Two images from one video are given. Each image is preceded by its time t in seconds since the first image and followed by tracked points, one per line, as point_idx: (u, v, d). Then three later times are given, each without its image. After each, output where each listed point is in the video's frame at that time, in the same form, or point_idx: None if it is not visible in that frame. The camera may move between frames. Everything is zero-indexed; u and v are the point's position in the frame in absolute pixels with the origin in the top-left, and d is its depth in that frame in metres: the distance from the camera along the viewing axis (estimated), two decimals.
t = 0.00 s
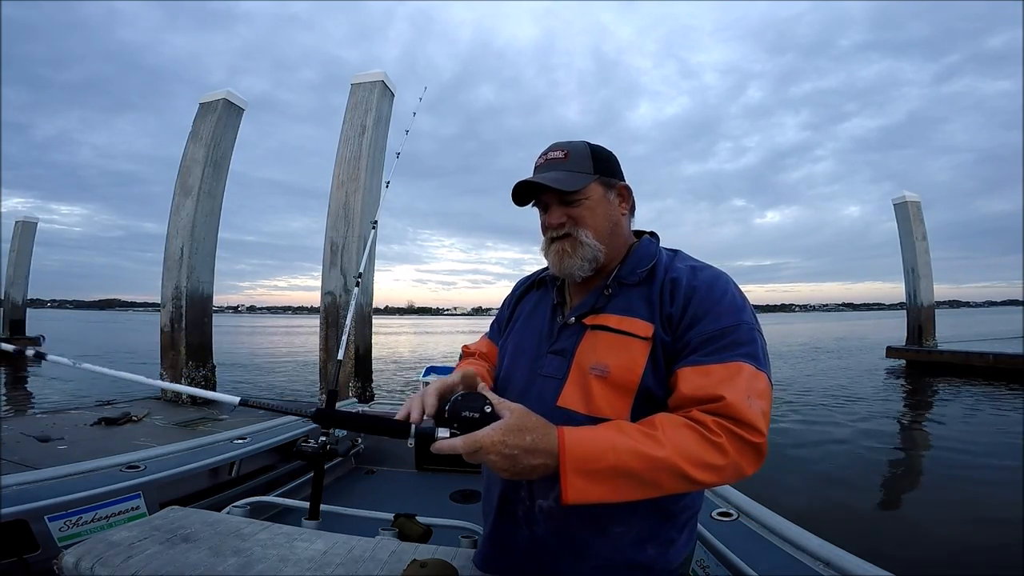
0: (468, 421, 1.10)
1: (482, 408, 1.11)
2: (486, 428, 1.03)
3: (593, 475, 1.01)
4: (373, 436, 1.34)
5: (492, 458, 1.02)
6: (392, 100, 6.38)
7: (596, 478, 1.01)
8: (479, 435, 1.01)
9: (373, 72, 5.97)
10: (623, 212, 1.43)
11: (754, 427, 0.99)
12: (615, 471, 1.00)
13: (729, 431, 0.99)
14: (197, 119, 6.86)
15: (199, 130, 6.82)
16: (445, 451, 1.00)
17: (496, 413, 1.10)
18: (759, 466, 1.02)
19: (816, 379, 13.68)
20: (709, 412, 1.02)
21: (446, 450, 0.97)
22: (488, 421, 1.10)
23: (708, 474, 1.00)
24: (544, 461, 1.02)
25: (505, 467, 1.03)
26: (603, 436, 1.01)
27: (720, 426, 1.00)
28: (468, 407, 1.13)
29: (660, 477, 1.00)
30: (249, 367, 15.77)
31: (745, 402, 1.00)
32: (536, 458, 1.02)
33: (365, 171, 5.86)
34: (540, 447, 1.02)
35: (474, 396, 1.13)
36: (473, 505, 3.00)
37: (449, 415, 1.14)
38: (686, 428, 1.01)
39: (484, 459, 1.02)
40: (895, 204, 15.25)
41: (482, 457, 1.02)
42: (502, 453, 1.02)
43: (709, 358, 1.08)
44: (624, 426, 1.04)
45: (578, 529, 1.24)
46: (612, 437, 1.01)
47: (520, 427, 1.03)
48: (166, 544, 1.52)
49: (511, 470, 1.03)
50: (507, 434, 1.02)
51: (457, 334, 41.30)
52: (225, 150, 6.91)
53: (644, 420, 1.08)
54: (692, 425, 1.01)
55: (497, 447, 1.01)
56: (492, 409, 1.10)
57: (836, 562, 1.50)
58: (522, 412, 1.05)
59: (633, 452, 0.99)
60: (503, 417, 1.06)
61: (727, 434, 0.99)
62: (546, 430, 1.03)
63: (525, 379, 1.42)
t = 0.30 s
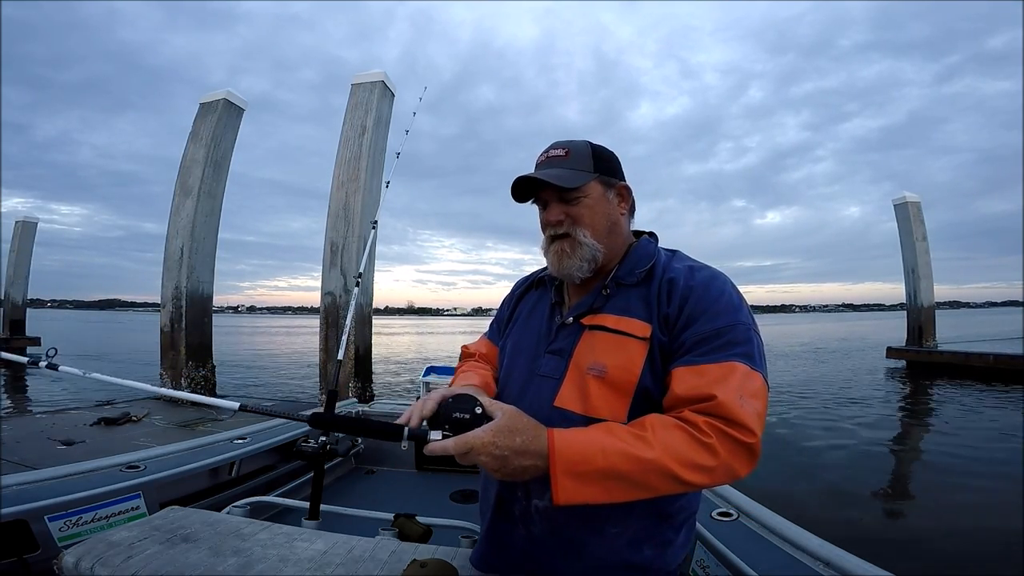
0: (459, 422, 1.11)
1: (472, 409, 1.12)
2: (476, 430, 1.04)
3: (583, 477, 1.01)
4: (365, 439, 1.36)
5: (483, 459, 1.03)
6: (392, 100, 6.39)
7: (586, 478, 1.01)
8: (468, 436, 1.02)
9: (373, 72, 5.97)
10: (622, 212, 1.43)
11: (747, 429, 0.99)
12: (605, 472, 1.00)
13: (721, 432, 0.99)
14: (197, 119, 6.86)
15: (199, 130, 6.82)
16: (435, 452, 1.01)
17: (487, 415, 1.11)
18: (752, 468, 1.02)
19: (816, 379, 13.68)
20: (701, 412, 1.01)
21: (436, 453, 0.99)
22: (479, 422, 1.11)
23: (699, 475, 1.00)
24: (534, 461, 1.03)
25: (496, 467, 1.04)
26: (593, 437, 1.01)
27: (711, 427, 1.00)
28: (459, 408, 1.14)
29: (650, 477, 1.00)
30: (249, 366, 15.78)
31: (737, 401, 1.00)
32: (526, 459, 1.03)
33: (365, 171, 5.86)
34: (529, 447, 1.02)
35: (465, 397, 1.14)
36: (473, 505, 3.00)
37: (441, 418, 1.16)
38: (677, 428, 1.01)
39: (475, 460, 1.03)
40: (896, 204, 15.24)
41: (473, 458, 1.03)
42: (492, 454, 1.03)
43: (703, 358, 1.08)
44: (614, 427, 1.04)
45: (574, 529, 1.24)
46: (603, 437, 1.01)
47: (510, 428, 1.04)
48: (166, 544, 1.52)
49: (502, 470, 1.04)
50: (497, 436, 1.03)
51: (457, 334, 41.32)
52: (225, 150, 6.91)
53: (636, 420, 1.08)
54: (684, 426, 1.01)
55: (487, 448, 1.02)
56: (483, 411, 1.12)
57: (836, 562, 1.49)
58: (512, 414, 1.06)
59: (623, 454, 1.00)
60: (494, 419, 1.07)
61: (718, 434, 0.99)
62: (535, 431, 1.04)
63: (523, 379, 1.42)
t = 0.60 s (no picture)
0: (469, 401, 1.11)
1: (484, 389, 1.12)
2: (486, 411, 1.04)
3: (589, 469, 1.01)
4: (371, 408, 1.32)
5: (489, 440, 1.02)
6: (392, 100, 6.39)
7: (590, 471, 1.01)
8: (478, 415, 1.02)
9: (373, 72, 5.97)
10: (617, 208, 1.42)
11: (752, 431, 0.99)
12: (611, 466, 1.00)
13: (729, 433, 0.99)
14: (197, 119, 6.86)
15: (199, 130, 6.82)
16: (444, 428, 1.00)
17: (498, 397, 1.11)
18: (758, 471, 1.02)
19: (816, 379, 13.69)
20: (706, 413, 1.02)
21: (444, 428, 0.98)
22: (490, 404, 1.10)
23: (706, 475, 1.00)
24: (540, 449, 1.02)
25: (501, 451, 1.03)
26: (600, 430, 1.01)
27: (719, 427, 0.99)
28: (470, 386, 1.13)
29: (656, 473, 1.00)
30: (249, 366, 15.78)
31: (741, 404, 1.00)
32: (533, 445, 1.02)
33: (365, 172, 5.86)
34: (537, 433, 1.02)
35: (477, 377, 1.14)
36: (473, 506, 3.00)
37: (451, 398, 1.15)
38: (685, 426, 1.01)
39: (480, 442, 1.02)
40: (895, 204, 15.24)
41: (478, 439, 1.03)
42: (499, 436, 1.02)
43: (705, 362, 1.08)
44: (623, 421, 1.04)
45: (570, 529, 1.24)
46: (610, 431, 1.01)
47: (519, 412, 1.03)
48: (166, 544, 1.52)
49: (507, 454, 1.03)
50: (506, 417, 1.02)
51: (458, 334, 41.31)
52: (225, 150, 6.92)
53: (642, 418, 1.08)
54: (691, 424, 1.01)
55: (495, 429, 1.01)
56: (494, 392, 1.12)
57: (836, 562, 1.49)
58: (522, 399, 1.06)
59: (629, 446, 1.00)
60: (504, 403, 1.07)
61: (725, 435, 0.99)
62: (544, 420, 1.04)
63: (519, 379, 1.42)
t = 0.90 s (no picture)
0: (491, 401, 1.12)
1: (505, 390, 1.13)
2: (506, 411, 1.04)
3: (605, 471, 1.01)
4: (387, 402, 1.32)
5: (508, 441, 1.02)
6: (392, 101, 6.39)
7: (605, 473, 1.01)
8: (498, 415, 1.02)
9: (373, 72, 5.97)
10: (618, 206, 1.41)
11: (764, 437, 0.99)
12: (627, 468, 1.00)
13: (743, 438, 0.99)
14: (197, 120, 6.86)
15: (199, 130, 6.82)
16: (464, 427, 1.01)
17: (519, 398, 1.12)
18: (770, 474, 1.02)
19: (816, 379, 13.69)
20: (719, 418, 1.02)
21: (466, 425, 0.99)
22: (510, 404, 1.12)
23: (721, 478, 1.00)
24: (559, 450, 1.02)
25: (519, 452, 1.02)
26: (618, 431, 1.01)
27: (734, 432, 0.99)
28: (493, 386, 1.14)
29: (671, 476, 1.00)
30: (249, 367, 15.79)
31: (751, 410, 1.00)
32: (550, 445, 1.02)
33: (365, 172, 5.86)
34: (556, 434, 1.02)
35: (500, 376, 1.15)
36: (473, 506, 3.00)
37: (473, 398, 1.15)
38: (701, 429, 1.00)
39: (499, 442, 1.02)
40: (895, 204, 15.24)
41: (498, 440, 1.03)
42: (518, 436, 1.01)
43: (714, 368, 1.08)
44: (639, 423, 1.04)
45: (566, 530, 1.24)
46: (627, 433, 1.01)
47: (540, 412, 1.03)
48: (166, 544, 1.52)
49: (525, 455, 1.02)
50: (527, 417, 1.02)
51: (458, 334, 41.33)
52: (225, 150, 6.92)
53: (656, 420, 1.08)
54: (706, 427, 1.00)
55: (514, 429, 1.01)
56: (515, 393, 1.14)
57: (836, 562, 1.49)
58: (542, 400, 1.06)
59: (646, 448, 1.00)
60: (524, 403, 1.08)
61: (740, 440, 0.99)
62: (562, 421, 1.04)
63: (520, 379, 1.42)
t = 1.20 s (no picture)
0: (491, 391, 1.12)
1: (506, 379, 1.13)
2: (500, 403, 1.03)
3: (605, 468, 1.01)
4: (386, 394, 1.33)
5: (503, 433, 1.01)
6: (392, 100, 6.38)
7: (605, 471, 1.01)
8: (492, 407, 1.01)
9: (372, 71, 5.97)
10: (631, 204, 1.42)
11: (770, 438, 0.99)
12: (627, 466, 1.00)
13: (748, 439, 0.99)
14: (197, 119, 6.86)
15: (199, 130, 6.82)
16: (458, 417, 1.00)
17: (518, 389, 1.10)
18: (772, 477, 1.02)
19: (816, 379, 13.69)
20: (722, 418, 1.02)
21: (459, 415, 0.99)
22: (510, 395, 1.11)
23: (722, 479, 1.00)
24: (557, 444, 1.01)
25: (515, 445, 1.01)
26: (619, 427, 1.01)
27: (740, 433, 1.00)
28: (494, 376, 1.14)
29: (672, 475, 1.00)
30: (249, 367, 15.78)
31: (759, 412, 1.00)
32: (546, 437, 1.01)
33: (365, 171, 5.86)
34: (554, 427, 1.01)
35: (499, 367, 1.14)
36: (472, 505, 3.00)
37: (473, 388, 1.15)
38: (706, 429, 1.00)
39: (494, 434, 1.01)
40: (896, 204, 15.24)
41: (493, 432, 1.02)
42: (515, 429, 1.00)
43: (721, 368, 1.08)
44: (642, 420, 1.04)
45: (572, 531, 1.24)
46: (628, 430, 1.01)
47: (537, 403, 1.02)
48: (166, 543, 1.52)
49: (521, 449, 1.01)
50: (523, 409, 1.01)
51: (458, 334, 41.34)
52: (225, 150, 6.92)
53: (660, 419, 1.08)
54: (711, 427, 1.00)
55: (510, 421, 1.00)
56: (515, 383, 1.12)
57: (836, 562, 1.48)
58: (540, 392, 1.05)
59: (648, 446, 1.00)
60: (522, 393, 1.07)
61: (744, 441, 0.99)
62: (560, 413, 1.03)
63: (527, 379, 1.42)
